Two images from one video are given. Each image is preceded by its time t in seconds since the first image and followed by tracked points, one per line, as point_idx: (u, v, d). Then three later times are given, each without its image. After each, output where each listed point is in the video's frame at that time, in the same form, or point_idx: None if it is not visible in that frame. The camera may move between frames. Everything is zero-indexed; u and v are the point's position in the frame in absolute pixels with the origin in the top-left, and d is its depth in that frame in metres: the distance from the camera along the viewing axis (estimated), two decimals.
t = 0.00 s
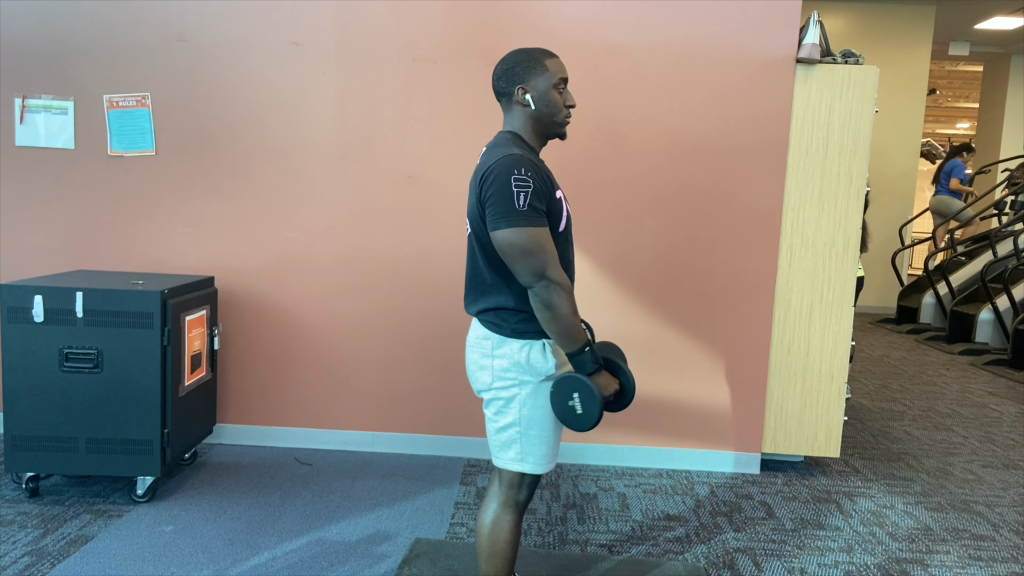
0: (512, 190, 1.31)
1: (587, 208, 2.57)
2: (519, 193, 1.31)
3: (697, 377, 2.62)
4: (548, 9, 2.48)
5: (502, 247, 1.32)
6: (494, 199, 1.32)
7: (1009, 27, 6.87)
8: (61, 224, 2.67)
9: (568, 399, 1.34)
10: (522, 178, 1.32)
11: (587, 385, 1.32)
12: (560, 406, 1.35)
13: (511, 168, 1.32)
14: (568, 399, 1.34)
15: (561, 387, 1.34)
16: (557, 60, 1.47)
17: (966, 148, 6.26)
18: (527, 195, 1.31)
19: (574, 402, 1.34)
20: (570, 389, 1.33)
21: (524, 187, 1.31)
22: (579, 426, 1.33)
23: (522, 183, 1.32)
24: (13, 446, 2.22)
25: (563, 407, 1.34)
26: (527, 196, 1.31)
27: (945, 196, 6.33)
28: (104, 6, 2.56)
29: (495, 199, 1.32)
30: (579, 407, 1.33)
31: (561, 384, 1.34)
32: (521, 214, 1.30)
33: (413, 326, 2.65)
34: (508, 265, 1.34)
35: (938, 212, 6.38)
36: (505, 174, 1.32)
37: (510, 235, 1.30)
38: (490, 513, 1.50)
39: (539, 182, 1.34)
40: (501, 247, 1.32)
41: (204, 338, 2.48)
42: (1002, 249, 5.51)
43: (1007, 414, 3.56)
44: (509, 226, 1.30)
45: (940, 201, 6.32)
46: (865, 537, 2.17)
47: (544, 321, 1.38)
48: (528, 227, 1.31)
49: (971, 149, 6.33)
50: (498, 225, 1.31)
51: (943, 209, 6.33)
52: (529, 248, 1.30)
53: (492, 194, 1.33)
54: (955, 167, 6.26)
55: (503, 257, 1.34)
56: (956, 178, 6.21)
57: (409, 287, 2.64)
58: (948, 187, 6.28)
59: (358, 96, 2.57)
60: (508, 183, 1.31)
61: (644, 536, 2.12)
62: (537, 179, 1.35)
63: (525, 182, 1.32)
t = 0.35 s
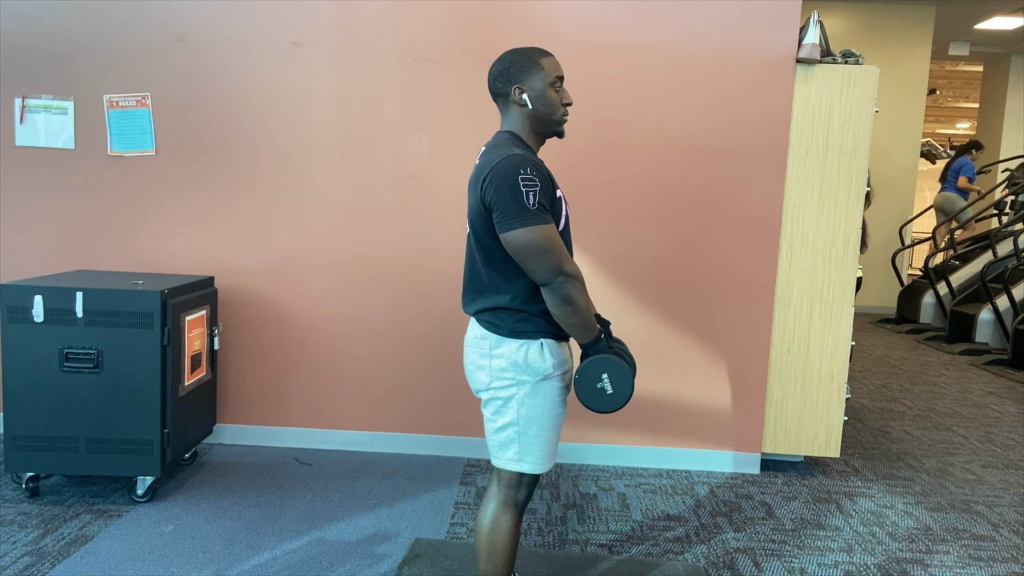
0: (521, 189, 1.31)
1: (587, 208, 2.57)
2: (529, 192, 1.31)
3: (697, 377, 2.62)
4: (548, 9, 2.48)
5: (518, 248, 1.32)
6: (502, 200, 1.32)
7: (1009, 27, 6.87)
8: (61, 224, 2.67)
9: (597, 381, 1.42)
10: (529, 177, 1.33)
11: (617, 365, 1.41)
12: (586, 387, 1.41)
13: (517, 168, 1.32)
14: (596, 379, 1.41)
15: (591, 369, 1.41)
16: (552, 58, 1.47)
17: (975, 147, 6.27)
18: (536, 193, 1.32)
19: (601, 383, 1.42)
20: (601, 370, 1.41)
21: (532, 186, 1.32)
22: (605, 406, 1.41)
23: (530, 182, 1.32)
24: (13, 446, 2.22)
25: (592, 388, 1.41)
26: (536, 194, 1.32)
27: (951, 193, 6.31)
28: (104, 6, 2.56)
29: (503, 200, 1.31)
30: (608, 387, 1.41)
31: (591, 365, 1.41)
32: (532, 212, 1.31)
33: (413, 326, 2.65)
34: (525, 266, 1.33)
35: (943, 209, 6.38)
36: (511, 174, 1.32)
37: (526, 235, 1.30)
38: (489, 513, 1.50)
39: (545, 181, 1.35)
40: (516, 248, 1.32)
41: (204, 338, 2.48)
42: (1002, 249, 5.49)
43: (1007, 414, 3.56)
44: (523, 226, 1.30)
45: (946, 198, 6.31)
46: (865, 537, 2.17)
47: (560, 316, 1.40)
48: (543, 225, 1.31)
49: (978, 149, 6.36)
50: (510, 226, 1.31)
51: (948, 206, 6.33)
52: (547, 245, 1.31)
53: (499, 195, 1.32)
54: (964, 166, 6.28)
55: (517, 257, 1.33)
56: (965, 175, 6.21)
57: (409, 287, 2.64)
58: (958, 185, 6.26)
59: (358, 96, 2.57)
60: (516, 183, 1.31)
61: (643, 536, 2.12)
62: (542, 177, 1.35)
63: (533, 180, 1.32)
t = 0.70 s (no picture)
0: (527, 186, 1.31)
1: (587, 208, 2.57)
2: (534, 188, 1.31)
3: (697, 377, 2.61)
4: (548, 9, 2.48)
5: (528, 246, 1.31)
6: (508, 197, 1.31)
7: (1009, 27, 6.86)
8: (61, 224, 2.67)
9: (607, 377, 1.43)
10: (533, 175, 1.33)
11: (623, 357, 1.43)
12: (596, 384, 1.43)
13: (520, 165, 1.32)
14: (605, 375, 1.42)
15: (598, 365, 1.42)
16: (550, 58, 1.47)
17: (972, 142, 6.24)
18: (541, 189, 1.32)
19: (610, 378, 1.43)
20: (609, 365, 1.42)
21: (536, 184, 1.32)
22: (618, 399, 1.43)
23: (534, 179, 1.32)
24: (13, 446, 2.22)
25: (603, 384, 1.42)
26: (541, 190, 1.32)
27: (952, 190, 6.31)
28: (104, 6, 2.56)
29: (510, 197, 1.31)
30: (618, 381, 1.43)
31: (598, 362, 1.42)
32: (538, 210, 1.31)
33: (413, 326, 2.65)
34: (535, 264, 1.33)
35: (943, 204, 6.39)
36: (516, 171, 1.32)
37: (535, 232, 1.30)
38: (489, 513, 1.50)
39: (547, 178, 1.36)
40: (526, 246, 1.31)
41: (204, 338, 2.48)
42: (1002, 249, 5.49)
43: (1007, 414, 3.56)
44: (530, 224, 1.30)
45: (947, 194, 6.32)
46: (865, 537, 2.17)
47: (569, 311, 1.41)
48: (551, 221, 1.32)
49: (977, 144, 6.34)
50: (517, 224, 1.30)
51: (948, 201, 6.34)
52: (556, 241, 1.32)
53: (505, 193, 1.31)
54: (966, 162, 6.23)
55: (528, 256, 1.32)
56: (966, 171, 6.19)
57: (409, 287, 2.64)
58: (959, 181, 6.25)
59: (358, 96, 2.57)
60: (521, 181, 1.31)
61: (643, 536, 2.12)
62: (545, 175, 1.36)
63: (537, 177, 1.33)
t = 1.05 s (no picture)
0: (523, 162, 1.29)
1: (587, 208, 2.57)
2: (531, 163, 1.30)
3: (697, 377, 2.61)
4: (547, 9, 2.48)
5: (556, 212, 1.26)
6: (506, 180, 1.29)
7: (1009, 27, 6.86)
8: (61, 224, 2.67)
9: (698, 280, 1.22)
10: (525, 152, 1.32)
11: (704, 252, 1.23)
12: (696, 292, 1.22)
13: (513, 148, 1.31)
14: (698, 280, 1.22)
15: (686, 271, 1.22)
16: (540, 60, 1.47)
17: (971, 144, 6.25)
18: (538, 162, 1.30)
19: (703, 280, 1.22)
20: (697, 268, 1.22)
21: (532, 159, 1.31)
22: (725, 295, 1.22)
23: (529, 155, 1.31)
24: (13, 446, 2.22)
25: (699, 288, 1.21)
26: (539, 163, 1.30)
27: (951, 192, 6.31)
28: (104, 6, 2.56)
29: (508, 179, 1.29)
30: (713, 278, 1.22)
31: (683, 270, 1.22)
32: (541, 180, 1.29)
33: (413, 326, 2.65)
34: (573, 227, 1.27)
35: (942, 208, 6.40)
36: (508, 155, 1.31)
37: (552, 201, 1.26)
38: (488, 513, 1.50)
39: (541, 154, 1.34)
40: (550, 215, 1.27)
41: (204, 338, 2.48)
42: (1002, 249, 5.49)
43: (1007, 414, 3.56)
44: (543, 196, 1.27)
45: (945, 197, 6.34)
46: (865, 537, 2.17)
47: (626, 246, 1.27)
48: (561, 182, 1.28)
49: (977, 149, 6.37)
50: (529, 201, 1.27)
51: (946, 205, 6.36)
52: (579, 196, 1.27)
53: (500, 178, 1.30)
54: (964, 165, 6.26)
55: (558, 224, 1.27)
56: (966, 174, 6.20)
57: (409, 287, 2.64)
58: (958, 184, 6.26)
59: (358, 96, 2.57)
60: (516, 160, 1.29)
61: (643, 536, 2.12)
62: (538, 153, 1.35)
63: (531, 154, 1.31)
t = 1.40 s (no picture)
0: (519, 138, 1.30)
1: (587, 208, 2.57)
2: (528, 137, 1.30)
3: (697, 378, 2.61)
4: (547, 9, 2.48)
5: (566, 167, 1.24)
6: (506, 160, 1.30)
7: (1009, 27, 6.86)
8: (61, 224, 2.67)
9: (728, 146, 1.19)
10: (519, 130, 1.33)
11: (722, 122, 1.20)
12: (735, 160, 1.19)
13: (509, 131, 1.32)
14: (731, 147, 1.19)
15: (717, 143, 1.19)
16: (542, 58, 1.47)
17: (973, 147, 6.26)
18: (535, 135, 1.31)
19: (733, 145, 1.19)
20: (720, 138, 1.19)
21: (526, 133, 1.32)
22: (762, 149, 1.19)
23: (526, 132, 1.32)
24: (13, 446, 2.22)
25: (735, 154, 1.19)
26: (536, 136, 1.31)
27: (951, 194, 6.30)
28: (104, 6, 2.56)
29: (507, 156, 1.29)
30: (744, 139, 1.19)
31: (713, 147, 1.19)
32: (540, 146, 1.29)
33: (413, 326, 2.65)
34: (588, 172, 1.23)
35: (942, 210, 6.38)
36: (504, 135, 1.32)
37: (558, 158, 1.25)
38: (487, 513, 1.50)
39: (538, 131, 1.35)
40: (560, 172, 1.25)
41: (204, 338, 2.48)
42: (1002, 250, 5.49)
43: (1008, 414, 3.56)
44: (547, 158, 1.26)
45: (945, 199, 6.32)
46: (865, 537, 2.17)
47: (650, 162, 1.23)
48: (560, 142, 1.27)
49: (977, 150, 6.36)
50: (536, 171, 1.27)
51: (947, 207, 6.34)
52: (581, 142, 1.24)
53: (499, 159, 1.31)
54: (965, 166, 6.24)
55: (573, 176, 1.24)
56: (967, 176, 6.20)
57: (409, 287, 2.64)
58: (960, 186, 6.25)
59: (358, 96, 2.57)
60: (513, 138, 1.30)
61: (643, 536, 2.12)
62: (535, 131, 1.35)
63: (528, 130, 1.32)
